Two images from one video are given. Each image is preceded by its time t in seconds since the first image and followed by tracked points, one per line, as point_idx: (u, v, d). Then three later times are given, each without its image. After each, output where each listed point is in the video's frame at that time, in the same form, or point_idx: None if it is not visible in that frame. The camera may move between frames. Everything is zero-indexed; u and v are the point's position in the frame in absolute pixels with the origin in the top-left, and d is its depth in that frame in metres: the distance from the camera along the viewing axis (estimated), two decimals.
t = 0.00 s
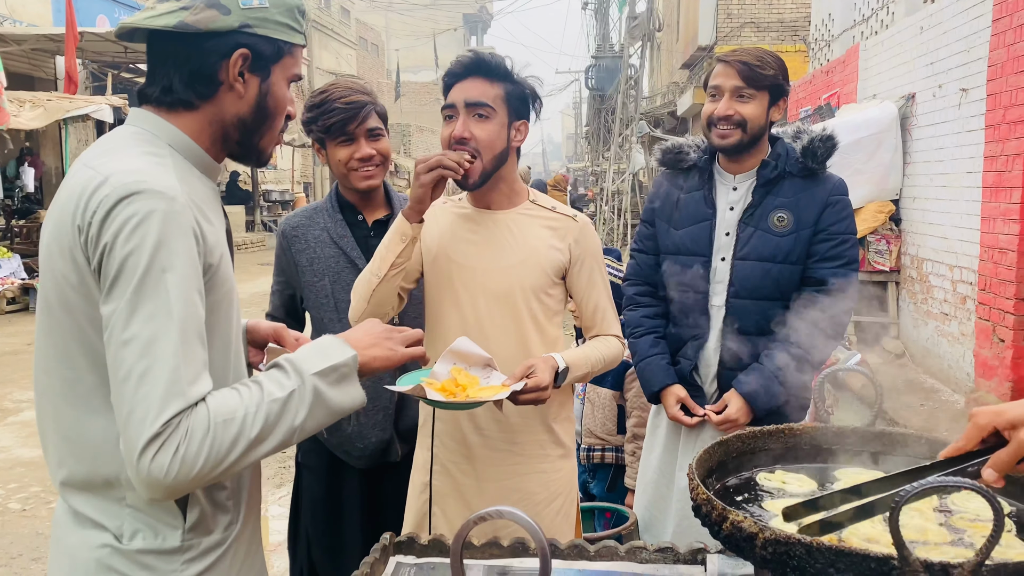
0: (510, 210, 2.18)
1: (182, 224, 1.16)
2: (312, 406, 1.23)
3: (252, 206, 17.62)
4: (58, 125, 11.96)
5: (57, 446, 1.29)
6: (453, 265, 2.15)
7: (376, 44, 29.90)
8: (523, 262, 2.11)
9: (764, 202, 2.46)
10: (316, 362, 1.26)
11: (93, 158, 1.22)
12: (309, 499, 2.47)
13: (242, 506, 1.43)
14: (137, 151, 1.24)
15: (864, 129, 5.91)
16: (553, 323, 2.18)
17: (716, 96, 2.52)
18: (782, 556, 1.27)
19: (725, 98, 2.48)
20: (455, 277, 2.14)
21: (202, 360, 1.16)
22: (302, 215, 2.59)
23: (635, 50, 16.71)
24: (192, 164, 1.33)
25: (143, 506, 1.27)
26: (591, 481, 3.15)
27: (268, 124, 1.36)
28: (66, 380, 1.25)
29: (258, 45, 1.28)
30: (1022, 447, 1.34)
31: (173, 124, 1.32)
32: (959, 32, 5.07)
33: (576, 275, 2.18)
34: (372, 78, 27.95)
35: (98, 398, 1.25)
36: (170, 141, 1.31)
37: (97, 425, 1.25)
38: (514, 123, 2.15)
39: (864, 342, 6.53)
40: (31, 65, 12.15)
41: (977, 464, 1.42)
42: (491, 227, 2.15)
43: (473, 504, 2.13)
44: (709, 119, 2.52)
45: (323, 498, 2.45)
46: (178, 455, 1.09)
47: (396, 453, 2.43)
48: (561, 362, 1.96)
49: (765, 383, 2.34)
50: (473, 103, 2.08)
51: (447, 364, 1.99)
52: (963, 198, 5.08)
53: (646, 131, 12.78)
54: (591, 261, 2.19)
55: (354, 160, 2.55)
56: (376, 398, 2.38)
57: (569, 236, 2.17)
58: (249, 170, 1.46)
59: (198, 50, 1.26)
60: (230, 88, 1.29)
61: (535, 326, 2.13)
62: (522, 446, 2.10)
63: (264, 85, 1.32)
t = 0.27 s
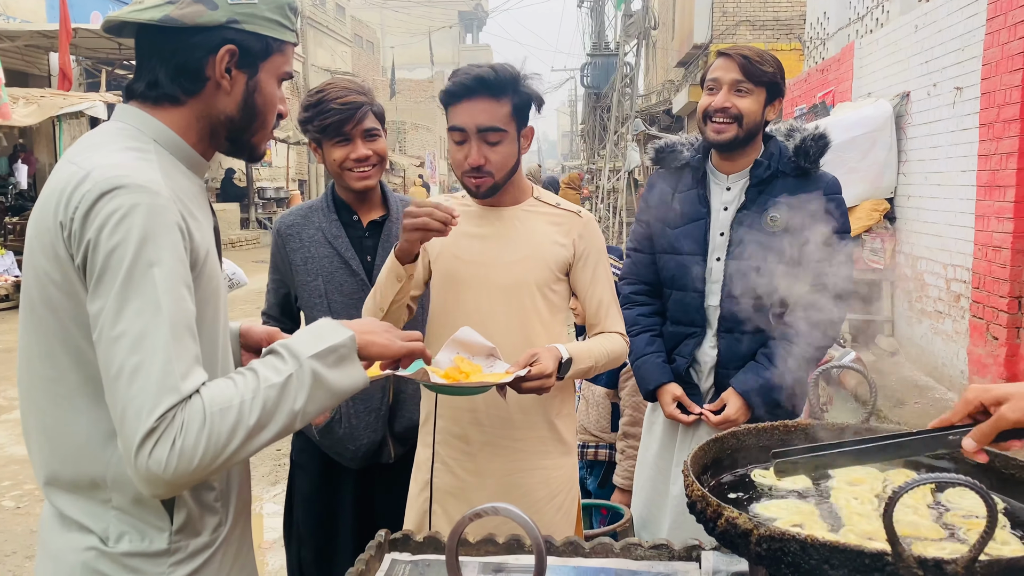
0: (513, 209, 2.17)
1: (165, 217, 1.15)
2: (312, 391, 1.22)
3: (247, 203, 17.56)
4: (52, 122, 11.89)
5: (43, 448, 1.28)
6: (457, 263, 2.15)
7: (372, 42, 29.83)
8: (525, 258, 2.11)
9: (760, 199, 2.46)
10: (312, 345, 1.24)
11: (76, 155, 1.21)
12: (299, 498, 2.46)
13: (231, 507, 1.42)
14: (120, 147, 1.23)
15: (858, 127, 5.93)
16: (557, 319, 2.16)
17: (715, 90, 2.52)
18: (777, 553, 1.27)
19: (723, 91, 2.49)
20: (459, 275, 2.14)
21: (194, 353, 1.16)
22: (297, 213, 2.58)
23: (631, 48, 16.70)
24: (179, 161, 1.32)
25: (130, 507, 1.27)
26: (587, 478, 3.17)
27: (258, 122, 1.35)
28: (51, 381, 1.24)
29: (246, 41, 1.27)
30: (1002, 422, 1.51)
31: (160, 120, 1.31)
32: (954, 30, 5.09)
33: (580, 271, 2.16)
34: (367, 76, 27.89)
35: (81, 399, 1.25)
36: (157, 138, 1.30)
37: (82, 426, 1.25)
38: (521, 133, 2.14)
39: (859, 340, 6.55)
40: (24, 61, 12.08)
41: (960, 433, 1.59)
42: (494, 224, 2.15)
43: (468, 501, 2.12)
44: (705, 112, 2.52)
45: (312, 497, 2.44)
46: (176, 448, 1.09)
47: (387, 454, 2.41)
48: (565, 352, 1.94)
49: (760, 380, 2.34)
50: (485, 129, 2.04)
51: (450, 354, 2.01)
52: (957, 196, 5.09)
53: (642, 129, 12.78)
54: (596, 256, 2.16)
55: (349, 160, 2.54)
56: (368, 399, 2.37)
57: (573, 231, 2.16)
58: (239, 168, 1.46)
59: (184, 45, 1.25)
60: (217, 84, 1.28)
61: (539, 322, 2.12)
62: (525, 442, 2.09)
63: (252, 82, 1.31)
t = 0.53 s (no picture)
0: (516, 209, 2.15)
1: (157, 218, 1.15)
2: (304, 393, 1.22)
3: (243, 202, 17.53)
4: (47, 119, 11.85)
5: (32, 448, 1.28)
6: (458, 263, 2.14)
7: (368, 40, 29.80)
8: (526, 257, 2.11)
9: (756, 199, 2.47)
10: (305, 347, 1.24)
11: (69, 154, 1.21)
12: (291, 497, 2.45)
13: (223, 509, 1.42)
14: (114, 146, 1.23)
15: (854, 127, 5.92)
16: (559, 318, 2.16)
17: (708, 93, 2.52)
18: (772, 551, 1.28)
19: (717, 94, 2.48)
20: (461, 276, 2.14)
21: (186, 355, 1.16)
22: (288, 210, 2.58)
23: (628, 47, 16.72)
24: (172, 160, 1.32)
25: (120, 510, 1.27)
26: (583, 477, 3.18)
27: (251, 122, 1.34)
28: (41, 381, 1.24)
29: (238, 39, 1.26)
30: (988, 405, 1.48)
31: (151, 118, 1.31)
32: (949, 30, 5.10)
33: (582, 270, 2.15)
34: (364, 75, 27.84)
35: (71, 400, 1.24)
36: (149, 137, 1.30)
37: (70, 426, 1.24)
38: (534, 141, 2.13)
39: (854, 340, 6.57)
40: (20, 59, 12.04)
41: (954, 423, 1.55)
42: (495, 223, 2.15)
43: (464, 500, 2.13)
44: (698, 114, 2.53)
45: (304, 495, 2.44)
46: (163, 453, 1.09)
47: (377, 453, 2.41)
48: (566, 350, 1.95)
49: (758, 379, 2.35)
50: (504, 147, 2.02)
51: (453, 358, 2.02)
52: (952, 196, 5.11)
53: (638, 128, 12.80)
54: (598, 256, 2.16)
55: (340, 159, 2.53)
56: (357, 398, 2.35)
57: (576, 230, 2.15)
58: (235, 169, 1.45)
59: (173, 43, 1.25)
60: (208, 82, 1.28)
61: (540, 320, 2.12)
62: (527, 441, 2.09)
63: (243, 80, 1.30)
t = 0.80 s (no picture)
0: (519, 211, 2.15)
1: (155, 217, 1.15)
2: (302, 391, 1.22)
3: (240, 202, 17.51)
4: (44, 119, 11.84)
5: (21, 447, 1.28)
6: (464, 265, 2.13)
7: (366, 40, 29.78)
8: (530, 259, 2.11)
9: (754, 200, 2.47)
10: (303, 346, 1.24)
11: (66, 152, 1.21)
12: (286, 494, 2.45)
13: (210, 515, 1.41)
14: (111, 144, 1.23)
15: (852, 128, 5.93)
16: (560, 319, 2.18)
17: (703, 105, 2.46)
18: (768, 550, 1.28)
19: (715, 105, 2.43)
20: (467, 274, 2.13)
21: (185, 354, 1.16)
22: (286, 204, 2.57)
23: (625, 48, 16.73)
24: (169, 162, 1.32)
25: (103, 513, 1.27)
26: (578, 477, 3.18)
27: (255, 130, 1.33)
28: (32, 379, 1.24)
29: (243, 49, 1.26)
30: (994, 418, 1.46)
31: (151, 120, 1.31)
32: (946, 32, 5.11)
33: (584, 271, 2.16)
34: (362, 75, 27.84)
35: (58, 401, 1.24)
36: (147, 137, 1.30)
37: (59, 425, 1.24)
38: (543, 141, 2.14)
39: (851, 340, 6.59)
40: (16, 58, 12.00)
41: (957, 427, 1.61)
42: (500, 224, 2.15)
43: (462, 500, 2.13)
44: (694, 130, 2.47)
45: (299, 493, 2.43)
46: (164, 453, 1.09)
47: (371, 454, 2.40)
48: (565, 353, 1.97)
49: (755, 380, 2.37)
50: (513, 146, 2.03)
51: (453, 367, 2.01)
52: (949, 197, 5.12)
53: (636, 128, 12.81)
54: (601, 259, 2.18)
55: (330, 154, 2.55)
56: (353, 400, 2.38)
57: (580, 233, 2.16)
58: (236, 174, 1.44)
59: (178, 49, 1.25)
60: (211, 89, 1.28)
61: (541, 321, 2.13)
62: (526, 440, 2.10)
63: (247, 89, 1.29)
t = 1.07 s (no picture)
0: (525, 211, 2.16)
1: (158, 217, 1.15)
2: (320, 372, 1.24)
3: (239, 202, 17.50)
4: (43, 119, 11.82)
5: (19, 449, 1.28)
6: (468, 265, 2.14)
7: (366, 41, 29.77)
8: (537, 261, 2.11)
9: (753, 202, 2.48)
10: (313, 327, 1.25)
11: (64, 154, 1.21)
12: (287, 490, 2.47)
13: (205, 516, 1.41)
14: (107, 146, 1.23)
15: (850, 129, 5.97)
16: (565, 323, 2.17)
17: (704, 131, 2.45)
18: (767, 551, 1.28)
19: (716, 133, 2.43)
20: (473, 274, 2.14)
21: (199, 348, 1.17)
22: (277, 208, 2.57)
23: (624, 49, 16.75)
24: (169, 164, 1.32)
25: (100, 514, 1.27)
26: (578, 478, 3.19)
27: (254, 134, 1.33)
28: (31, 381, 1.24)
29: (247, 51, 1.27)
30: (984, 434, 1.42)
31: (152, 122, 1.31)
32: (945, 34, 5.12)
33: (590, 275, 2.15)
34: (362, 75, 27.84)
35: (55, 401, 1.24)
36: (147, 139, 1.30)
37: (59, 427, 1.24)
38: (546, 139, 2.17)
39: (849, 341, 6.59)
40: (15, 58, 11.98)
41: (946, 449, 1.51)
42: (507, 226, 2.14)
43: (462, 501, 2.13)
44: (695, 155, 2.47)
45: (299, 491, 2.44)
46: (198, 445, 1.11)
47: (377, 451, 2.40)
48: (570, 359, 1.95)
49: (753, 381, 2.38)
50: (511, 134, 2.06)
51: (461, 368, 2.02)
52: (948, 198, 5.13)
53: (635, 129, 12.82)
54: (606, 263, 2.17)
55: (323, 153, 2.55)
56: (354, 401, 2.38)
57: (587, 236, 2.15)
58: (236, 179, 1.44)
59: (182, 49, 1.26)
60: (213, 90, 1.28)
61: (544, 324, 2.12)
62: (527, 441, 2.10)
63: (249, 93, 1.29)
